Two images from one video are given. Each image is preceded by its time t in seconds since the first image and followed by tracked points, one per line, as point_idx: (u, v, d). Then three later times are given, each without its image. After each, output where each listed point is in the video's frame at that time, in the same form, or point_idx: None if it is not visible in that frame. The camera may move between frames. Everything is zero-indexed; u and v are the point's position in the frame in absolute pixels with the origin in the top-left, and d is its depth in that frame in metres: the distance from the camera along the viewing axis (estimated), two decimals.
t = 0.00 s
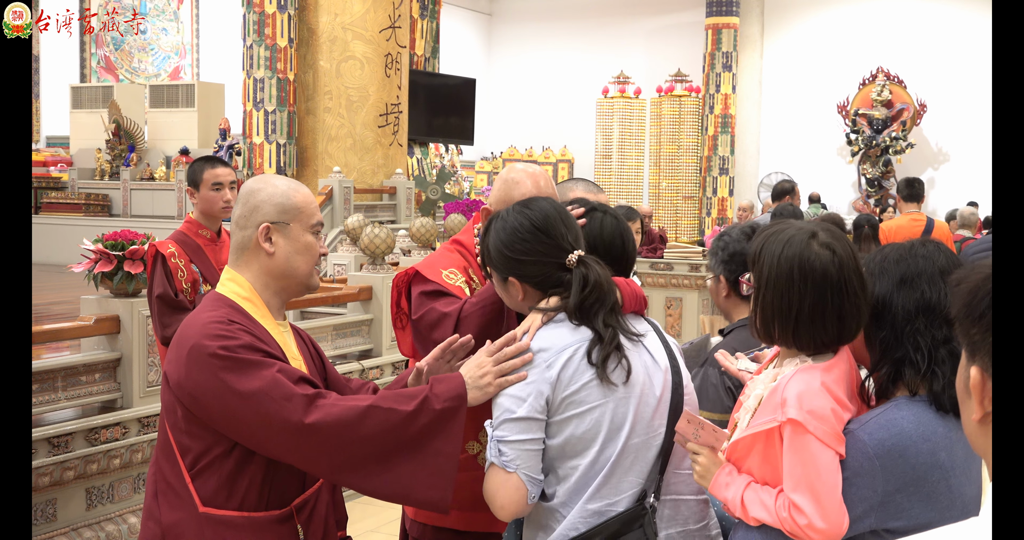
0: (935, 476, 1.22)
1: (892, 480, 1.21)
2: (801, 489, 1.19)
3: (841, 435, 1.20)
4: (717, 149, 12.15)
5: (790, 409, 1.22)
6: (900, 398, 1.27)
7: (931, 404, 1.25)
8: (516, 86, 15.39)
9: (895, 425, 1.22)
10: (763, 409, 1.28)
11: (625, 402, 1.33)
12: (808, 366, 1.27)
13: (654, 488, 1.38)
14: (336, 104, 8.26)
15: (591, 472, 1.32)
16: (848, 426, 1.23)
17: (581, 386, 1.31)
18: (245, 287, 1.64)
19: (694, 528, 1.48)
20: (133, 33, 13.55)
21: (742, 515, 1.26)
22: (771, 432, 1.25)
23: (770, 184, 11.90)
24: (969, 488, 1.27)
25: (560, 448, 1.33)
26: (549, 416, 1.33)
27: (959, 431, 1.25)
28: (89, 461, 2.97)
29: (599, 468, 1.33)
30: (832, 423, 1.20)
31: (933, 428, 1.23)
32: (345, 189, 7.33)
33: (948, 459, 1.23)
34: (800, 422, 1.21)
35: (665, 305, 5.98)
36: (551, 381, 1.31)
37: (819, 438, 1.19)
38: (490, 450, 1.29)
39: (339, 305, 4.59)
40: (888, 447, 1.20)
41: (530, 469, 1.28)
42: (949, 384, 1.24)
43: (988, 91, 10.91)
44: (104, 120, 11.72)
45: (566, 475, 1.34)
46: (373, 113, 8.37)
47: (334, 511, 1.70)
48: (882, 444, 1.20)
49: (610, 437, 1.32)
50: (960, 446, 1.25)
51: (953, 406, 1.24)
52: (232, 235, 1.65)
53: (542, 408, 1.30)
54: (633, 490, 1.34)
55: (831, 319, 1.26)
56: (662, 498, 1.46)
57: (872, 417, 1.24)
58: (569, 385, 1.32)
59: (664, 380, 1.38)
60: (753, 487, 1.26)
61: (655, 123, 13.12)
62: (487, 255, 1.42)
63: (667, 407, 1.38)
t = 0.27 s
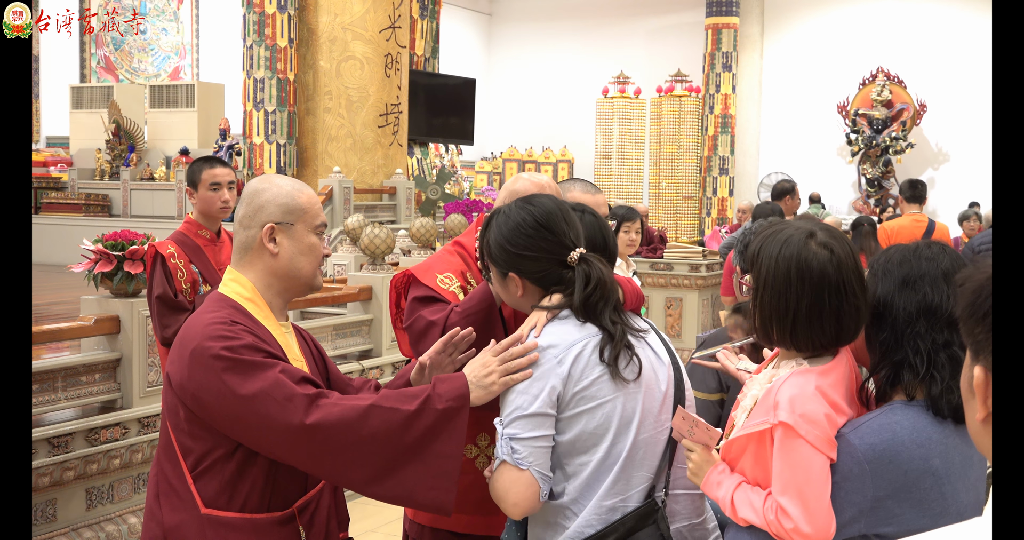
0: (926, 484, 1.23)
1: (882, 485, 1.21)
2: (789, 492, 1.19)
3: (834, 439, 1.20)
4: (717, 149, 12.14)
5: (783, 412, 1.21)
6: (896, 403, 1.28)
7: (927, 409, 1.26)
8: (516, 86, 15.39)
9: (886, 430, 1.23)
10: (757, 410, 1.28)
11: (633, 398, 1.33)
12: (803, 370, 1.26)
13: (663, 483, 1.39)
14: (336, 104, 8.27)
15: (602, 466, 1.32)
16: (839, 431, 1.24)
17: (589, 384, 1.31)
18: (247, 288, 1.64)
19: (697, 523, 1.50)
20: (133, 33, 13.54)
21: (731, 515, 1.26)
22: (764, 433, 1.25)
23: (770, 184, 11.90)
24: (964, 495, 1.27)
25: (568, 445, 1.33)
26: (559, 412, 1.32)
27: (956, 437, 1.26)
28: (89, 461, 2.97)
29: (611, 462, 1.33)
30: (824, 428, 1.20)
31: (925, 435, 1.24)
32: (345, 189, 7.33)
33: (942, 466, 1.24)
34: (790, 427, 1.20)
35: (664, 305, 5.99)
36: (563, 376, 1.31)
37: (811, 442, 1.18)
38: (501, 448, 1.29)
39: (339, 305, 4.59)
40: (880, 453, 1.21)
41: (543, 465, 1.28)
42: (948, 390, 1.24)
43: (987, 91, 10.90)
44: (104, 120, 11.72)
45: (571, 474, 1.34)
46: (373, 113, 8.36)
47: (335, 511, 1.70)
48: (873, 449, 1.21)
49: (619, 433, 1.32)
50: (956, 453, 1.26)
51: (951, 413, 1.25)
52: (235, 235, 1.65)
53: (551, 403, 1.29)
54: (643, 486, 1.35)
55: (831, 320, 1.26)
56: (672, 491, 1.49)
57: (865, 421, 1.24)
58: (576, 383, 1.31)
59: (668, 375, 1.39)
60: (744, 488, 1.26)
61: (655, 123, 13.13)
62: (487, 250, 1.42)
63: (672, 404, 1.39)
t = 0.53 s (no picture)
0: (913, 487, 1.22)
1: (868, 488, 1.20)
2: (773, 489, 1.20)
3: (823, 438, 1.21)
4: (717, 149, 12.14)
5: (774, 408, 1.22)
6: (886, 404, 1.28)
7: (917, 410, 1.26)
8: (516, 86, 15.39)
9: (875, 433, 1.22)
10: (751, 406, 1.28)
11: (641, 398, 1.33)
12: (799, 369, 1.27)
13: (668, 483, 1.40)
14: (336, 104, 8.27)
15: (612, 466, 1.33)
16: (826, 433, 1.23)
17: (598, 386, 1.31)
18: (248, 288, 1.64)
19: (700, 524, 1.51)
20: (133, 32, 13.54)
21: (717, 510, 1.26)
22: (757, 429, 1.25)
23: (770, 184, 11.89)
24: (957, 501, 1.27)
25: (577, 445, 1.33)
26: (567, 412, 1.32)
27: (947, 441, 1.25)
28: (89, 461, 2.97)
29: (619, 463, 1.33)
30: (814, 427, 1.20)
31: (913, 437, 1.23)
32: (345, 189, 7.33)
33: (931, 468, 1.23)
34: (781, 423, 1.21)
35: (664, 305, 5.99)
36: (572, 376, 1.30)
37: (799, 440, 1.19)
38: (511, 451, 1.29)
39: (339, 305, 4.59)
40: (866, 455, 1.20)
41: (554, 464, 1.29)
42: (938, 391, 1.24)
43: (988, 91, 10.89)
44: (104, 120, 11.72)
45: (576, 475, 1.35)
46: (373, 114, 8.35)
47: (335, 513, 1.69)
48: (858, 451, 1.20)
49: (627, 434, 1.32)
50: (947, 457, 1.25)
51: (942, 415, 1.25)
52: (237, 235, 1.64)
53: (560, 403, 1.29)
54: (649, 487, 1.35)
55: (839, 320, 1.26)
56: (678, 493, 1.50)
57: (859, 420, 1.24)
58: (586, 385, 1.31)
59: (675, 377, 1.40)
60: (733, 483, 1.26)
61: (655, 123, 13.13)
62: (495, 248, 1.41)
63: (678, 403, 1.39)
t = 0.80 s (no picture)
0: (918, 490, 1.23)
1: (871, 489, 1.21)
2: (777, 486, 1.19)
3: (826, 437, 1.20)
4: (717, 149, 12.14)
5: (778, 406, 1.21)
6: (892, 405, 1.28)
7: (922, 412, 1.26)
8: (516, 87, 15.40)
9: (879, 434, 1.23)
10: (757, 403, 1.28)
11: (645, 399, 1.33)
12: (805, 366, 1.27)
13: (672, 485, 1.37)
14: (336, 105, 8.27)
15: (616, 471, 1.33)
16: (833, 432, 1.24)
17: (601, 387, 1.31)
18: (244, 288, 1.64)
19: (706, 526, 1.51)
20: (133, 33, 13.55)
21: (721, 508, 1.25)
22: (761, 427, 1.25)
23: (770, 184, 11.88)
24: (960, 503, 1.27)
25: (582, 447, 1.34)
26: (572, 413, 1.33)
27: (950, 442, 1.26)
28: (89, 461, 2.97)
29: (621, 466, 1.33)
30: (819, 425, 1.20)
31: (919, 440, 1.24)
32: (345, 190, 7.33)
33: (936, 471, 1.24)
34: (787, 420, 1.20)
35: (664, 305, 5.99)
36: (575, 378, 1.30)
37: (804, 437, 1.19)
38: (515, 454, 1.30)
39: (339, 305, 4.59)
40: (870, 456, 1.21)
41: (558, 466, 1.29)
42: (943, 392, 1.24)
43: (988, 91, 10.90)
44: (104, 120, 11.72)
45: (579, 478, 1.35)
46: (373, 114, 8.35)
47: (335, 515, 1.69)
48: (863, 453, 1.21)
49: (630, 436, 1.32)
50: (952, 459, 1.25)
51: (946, 416, 1.25)
52: (234, 235, 1.65)
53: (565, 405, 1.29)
54: (654, 491, 1.35)
55: (846, 320, 1.26)
56: (683, 495, 1.49)
57: (864, 423, 1.24)
58: (592, 388, 1.31)
59: (682, 379, 1.40)
60: (736, 482, 1.25)
61: (655, 124, 13.13)
62: (501, 248, 1.41)
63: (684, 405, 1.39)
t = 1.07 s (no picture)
0: (929, 487, 1.23)
1: (883, 487, 1.21)
2: (788, 486, 1.19)
3: (838, 437, 1.20)
4: (717, 149, 12.14)
5: (790, 405, 1.21)
6: (900, 405, 1.28)
7: (931, 412, 1.26)
8: (516, 87, 15.39)
9: (890, 433, 1.23)
10: (768, 402, 1.27)
11: (645, 401, 1.32)
12: (816, 366, 1.27)
13: (674, 488, 1.40)
14: (336, 104, 8.27)
15: (615, 473, 1.32)
16: (845, 430, 1.23)
17: (598, 390, 1.31)
18: (238, 288, 1.64)
19: (707, 528, 1.51)
20: (133, 32, 13.55)
21: (731, 508, 1.26)
22: (772, 425, 1.24)
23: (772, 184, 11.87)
24: (970, 498, 1.27)
25: (582, 450, 1.33)
26: (571, 415, 1.32)
27: (958, 440, 1.26)
28: (89, 461, 2.97)
29: (622, 468, 1.32)
30: (831, 423, 1.20)
31: (929, 436, 1.24)
32: (345, 189, 7.33)
33: (945, 468, 1.24)
34: (799, 419, 1.20)
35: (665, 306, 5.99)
36: (575, 380, 1.29)
37: (816, 436, 1.18)
38: (512, 453, 1.30)
39: (339, 305, 4.59)
40: (881, 454, 1.21)
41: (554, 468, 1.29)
42: (951, 393, 1.25)
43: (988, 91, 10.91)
44: (104, 120, 11.72)
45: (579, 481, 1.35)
46: (373, 114, 8.35)
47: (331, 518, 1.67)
48: (876, 451, 1.21)
49: (631, 439, 1.32)
50: (960, 458, 1.26)
51: (956, 417, 1.25)
52: (228, 235, 1.64)
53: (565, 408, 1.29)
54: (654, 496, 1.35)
55: (855, 318, 1.26)
56: (686, 497, 1.50)
57: (873, 421, 1.24)
58: (590, 389, 1.31)
59: (682, 381, 1.40)
60: (746, 481, 1.25)
61: (655, 124, 13.14)
62: (494, 263, 1.41)
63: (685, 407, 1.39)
